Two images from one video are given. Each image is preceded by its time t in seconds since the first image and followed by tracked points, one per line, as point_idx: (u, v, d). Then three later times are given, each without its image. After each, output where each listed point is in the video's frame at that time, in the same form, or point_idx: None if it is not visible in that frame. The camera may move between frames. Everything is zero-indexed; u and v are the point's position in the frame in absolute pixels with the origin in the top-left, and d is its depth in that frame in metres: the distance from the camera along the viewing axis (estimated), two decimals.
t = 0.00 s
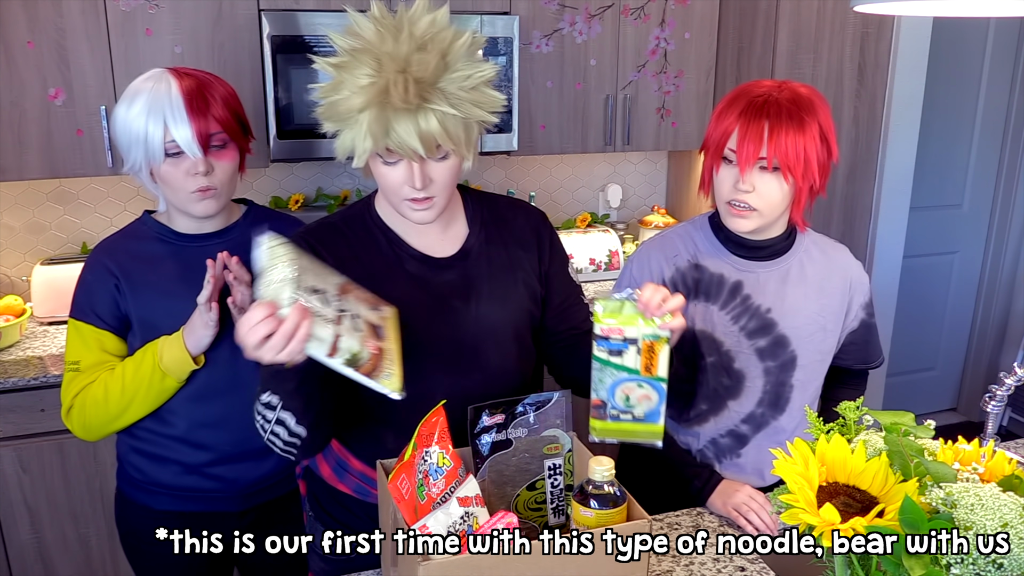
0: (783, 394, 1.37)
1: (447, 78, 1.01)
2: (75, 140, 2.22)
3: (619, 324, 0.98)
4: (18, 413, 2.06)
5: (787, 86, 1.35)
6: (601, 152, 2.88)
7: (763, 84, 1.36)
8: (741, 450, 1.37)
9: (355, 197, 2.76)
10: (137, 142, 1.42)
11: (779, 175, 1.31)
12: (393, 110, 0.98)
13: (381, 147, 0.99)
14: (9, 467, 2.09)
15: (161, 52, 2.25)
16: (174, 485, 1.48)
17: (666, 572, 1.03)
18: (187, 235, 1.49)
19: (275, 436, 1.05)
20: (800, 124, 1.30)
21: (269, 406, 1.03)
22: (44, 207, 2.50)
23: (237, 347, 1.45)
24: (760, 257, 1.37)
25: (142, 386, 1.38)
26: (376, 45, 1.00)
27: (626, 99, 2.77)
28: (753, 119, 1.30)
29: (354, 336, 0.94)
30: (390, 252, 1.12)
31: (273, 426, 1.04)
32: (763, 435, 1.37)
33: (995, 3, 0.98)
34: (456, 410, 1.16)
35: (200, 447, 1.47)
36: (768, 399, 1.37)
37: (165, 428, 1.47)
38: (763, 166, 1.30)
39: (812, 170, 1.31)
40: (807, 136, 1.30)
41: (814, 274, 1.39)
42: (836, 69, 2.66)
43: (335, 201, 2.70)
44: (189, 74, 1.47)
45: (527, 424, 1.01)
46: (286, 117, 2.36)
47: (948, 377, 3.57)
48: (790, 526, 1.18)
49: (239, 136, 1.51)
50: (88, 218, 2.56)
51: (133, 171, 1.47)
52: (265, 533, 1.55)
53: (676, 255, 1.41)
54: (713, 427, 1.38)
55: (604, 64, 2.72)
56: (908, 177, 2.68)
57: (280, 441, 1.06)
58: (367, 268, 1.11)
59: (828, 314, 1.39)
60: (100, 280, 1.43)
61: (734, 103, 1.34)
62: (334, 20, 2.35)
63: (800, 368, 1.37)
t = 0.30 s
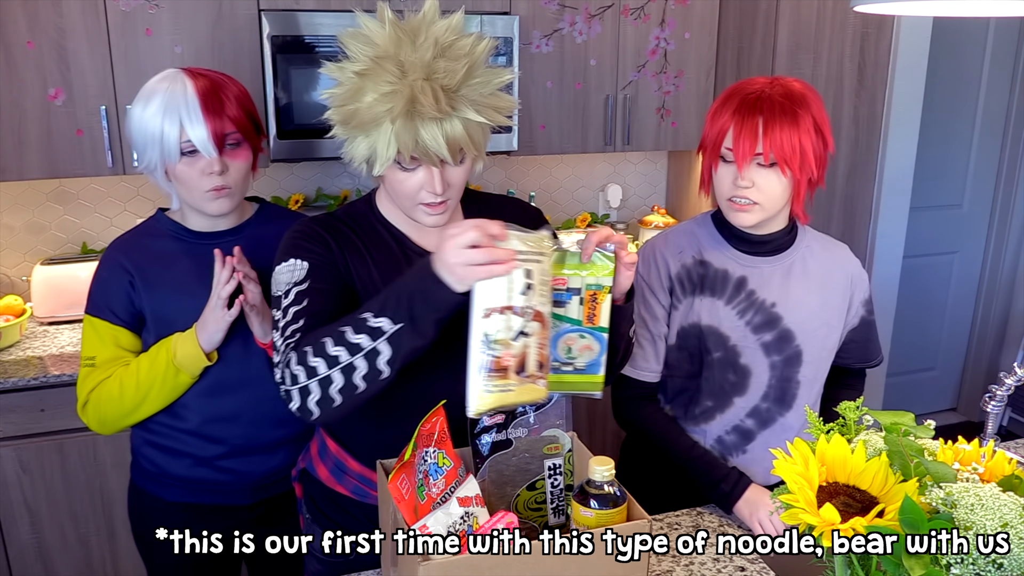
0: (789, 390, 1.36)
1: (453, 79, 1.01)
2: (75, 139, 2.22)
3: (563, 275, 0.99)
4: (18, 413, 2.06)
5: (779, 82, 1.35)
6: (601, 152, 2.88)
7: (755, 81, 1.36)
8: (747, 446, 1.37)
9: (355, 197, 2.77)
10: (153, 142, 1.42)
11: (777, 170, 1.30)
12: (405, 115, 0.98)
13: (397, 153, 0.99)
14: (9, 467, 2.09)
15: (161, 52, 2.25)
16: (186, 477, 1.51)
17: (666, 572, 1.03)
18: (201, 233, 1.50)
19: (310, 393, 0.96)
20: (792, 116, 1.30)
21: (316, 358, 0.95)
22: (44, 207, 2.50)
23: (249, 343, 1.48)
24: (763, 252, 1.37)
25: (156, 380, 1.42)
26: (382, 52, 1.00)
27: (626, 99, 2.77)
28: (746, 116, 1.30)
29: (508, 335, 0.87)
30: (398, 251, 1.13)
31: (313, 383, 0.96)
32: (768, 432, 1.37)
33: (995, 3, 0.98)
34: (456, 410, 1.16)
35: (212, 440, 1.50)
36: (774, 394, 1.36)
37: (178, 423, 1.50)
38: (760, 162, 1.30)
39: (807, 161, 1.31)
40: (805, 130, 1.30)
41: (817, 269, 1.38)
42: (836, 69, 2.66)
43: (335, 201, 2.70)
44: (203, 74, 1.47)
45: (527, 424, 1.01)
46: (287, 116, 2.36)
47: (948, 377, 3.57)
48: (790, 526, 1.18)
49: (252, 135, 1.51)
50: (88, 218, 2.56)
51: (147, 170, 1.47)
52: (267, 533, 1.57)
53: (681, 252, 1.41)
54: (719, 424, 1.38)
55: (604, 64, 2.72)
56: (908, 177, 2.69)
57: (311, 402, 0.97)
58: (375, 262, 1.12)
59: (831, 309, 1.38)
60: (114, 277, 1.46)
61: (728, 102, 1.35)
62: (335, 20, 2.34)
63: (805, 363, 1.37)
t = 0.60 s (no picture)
0: (791, 387, 1.36)
1: (446, 65, 1.02)
2: (75, 139, 2.22)
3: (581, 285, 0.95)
4: (18, 413, 2.06)
5: (773, 84, 1.34)
6: (601, 152, 2.88)
7: (749, 83, 1.35)
8: (750, 444, 1.37)
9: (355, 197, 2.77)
10: (165, 142, 1.42)
11: (772, 171, 1.30)
12: (402, 102, 0.99)
13: (396, 141, 1.00)
14: (8, 466, 2.09)
15: (161, 52, 2.25)
16: (200, 468, 1.51)
17: (666, 572, 1.03)
18: (212, 232, 1.50)
19: (369, 391, 0.97)
20: (786, 118, 1.29)
21: (379, 357, 0.95)
22: (44, 207, 2.50)
23: (261, 339, 1.48)
24: (767, 250, 1.37)
25: (170, 374, 1.42)
26: (376, 44, 1.02)
27: (626, 99, 2.77)
28: (739, 120, 1.30)
29: (592, 346, 0.95)
30: (405, 249, 1.13)
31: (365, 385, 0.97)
32: (771, 429, 1.37)
33: (995, 2, 0.97)
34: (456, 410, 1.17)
35: (225, 434, 1.51)
36: (775, 391, 1.36)
37: (192, 416, 1.51)
38: (755, 164, 1.30)
39: (803, 162, 1.30)
40: (799, 126, 1.29)
41: (819, 267, 1.38)
42: (836, 69, 2.66)
43: (335, 201, 2.71)
44: (213, 74, 1.47)
45: (527, 424, 1.02)
46: (287, 116, 2.36)
47: (948, 377, 3.57)
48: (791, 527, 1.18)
49: (263, 136, 1.51)
50: (88, 218, 2.56)
51: (161, 170, 1.48)
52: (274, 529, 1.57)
53: (687, 248, 1.39)
54: (721, 422, 1.38)
55: (604, 64, 2.72)
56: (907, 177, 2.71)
57: (366, 400, 0.98)
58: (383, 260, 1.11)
59: (832, 308, 1.38)
60: (128, 274, 1.46)
61: (721, 106, 1.35)
62: (336, 20, 2.34)
63: (807, 360, 1.37)
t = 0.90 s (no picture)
0: (792, 385, 1.37)
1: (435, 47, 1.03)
2: (75, 139, 2.22)
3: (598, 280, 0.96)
4: (19, 413, 2.06)
5: (774, 85, 1.34)
6: (601, 152, 2.88)
7: (750, 84, 1.35)
8: (753, 444, 1.37)
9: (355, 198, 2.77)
10: (171, 145, 1.43)
11: (770, 173, 1.31)
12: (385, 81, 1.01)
13: (379, 119, 1.02)
14: (9, 466, 2.09)
15: (161, 52, 2.25)
16: (207, 461, 1.51)
17: (666, 572, 1.03)
18: (220, 231, 1.50)
19: (349, 401, 0.95)
20: (785, 120, 1.29)
21: (359, 368, 0.94)
22: (44, 207, 2.50)
23: (268, 336, 1.49)
24: (767, 249, 1.37)
25: (178, 371, 1.43)
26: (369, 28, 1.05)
27: (626, 99, 2.77)
28: (738, 121, 1.31)
29: (622, 349, 0.95)
30: (408, 250, 1.13)
31: (348, 394, 0.95)
32: (773, 428, 1.37)
33: (995, 3, 0.97)
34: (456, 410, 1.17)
35: (232, 429, 1.51)
36: (778, 389, 1.36)
37: (200, 412, 1.51)
38: (753, 165, 1.31)
39: (801, 164, 1.30)
40: (796, 124, 1.29)
41: (818, 265, 1.39)
42: (836, 69, 2.66)
43: (335, 201, 2.70)
44: (217, 77, 1.47)
45: (527, 424, 1.01)
46: (287, 116, 2.36)
47: (948, 377, 3.57)
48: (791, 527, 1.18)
49: (268, 136, 1.51)
50: (88, 218, 2.56)
51: (168, 171, 1.48)
52: (278, 522, 1.55)
53: (687, 249, 1.38)
54: (724, 422, 1.37)
55: (604, 64, 2.72)
56: (907, 177, 2.71)
57: (346, 410, 0.96)
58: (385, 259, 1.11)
59: (832, 305, 1.38)
60: (136, 272, 1.46)
61: (720, 106, 1.35)
62: (336, 20, 2.34)
63: (807, 359, 1.37)
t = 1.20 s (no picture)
0: (793, 385, 1.36)
1: (464, 53, 1.02)
2: (75, 139, 2.22)
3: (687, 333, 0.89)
4: (18, 413, 2.06)
5: (768, 84, 1.34)
6: (601, 152, 2.88)
7: (744, 83, 1.35)
8: (753, 445, 1.36)
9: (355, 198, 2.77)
10: (165, 149, 1.42)
11: (766, 171, 1.31)
12: (425, 90, 0.99)
13: (418, 130, 0.99)
14: (9, 467, 2.09)
15: (161, 52, 2.25)
16: (204, 463, 1.50)
17: (666, 572, 1.03)
18: (216, 233, 1.51)
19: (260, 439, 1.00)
20: (779, 118, 1.29)
21: (279, 404, 0.95)
22: (44, 208, 2.50)
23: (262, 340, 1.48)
24: (764, 248, 1.37)
25: (173, 375, 1.42)
26: (389, 34, 1.01)
27: (626, 99, 2.77)
28: (733, 120, 1.31)
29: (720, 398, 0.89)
30: (402, 253, 1.12)
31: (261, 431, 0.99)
32: (773, 428, 1.36)
33: (995, 3, 0.97)
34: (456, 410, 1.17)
35: (228, 431, 1.50)
36: (778, 389, 1.36)
37: (196, 414, 1.50)
38: (749, 164, 1.31)
39: (797, 161, 1.30)
40: (792, 121, 1.30)
41: (816, 264, 1.39)
42: (836, 68, 2.66)
43: (335, 201, 2.71)
44: (209, 78, 1.45)
45: (527, 424, 1.01)
46: (287, 116, 2.36)
47: (949, 377, 3.57)
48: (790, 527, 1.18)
49: (262, 138, 1.50)
50: (88, 218, 2.56)
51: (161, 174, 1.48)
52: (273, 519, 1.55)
53: (685, 249, 1.39)
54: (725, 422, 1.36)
55: (604, 63, 2.72)
56: (907, 177, 2.72)
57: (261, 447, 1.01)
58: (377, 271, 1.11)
59: (831, 304, 1.38)
60: (130, 275, 1.46)
61: (714, 106, 1.35)
62: (336, 19, 2.34)
63: (807, 358, 1.37)
